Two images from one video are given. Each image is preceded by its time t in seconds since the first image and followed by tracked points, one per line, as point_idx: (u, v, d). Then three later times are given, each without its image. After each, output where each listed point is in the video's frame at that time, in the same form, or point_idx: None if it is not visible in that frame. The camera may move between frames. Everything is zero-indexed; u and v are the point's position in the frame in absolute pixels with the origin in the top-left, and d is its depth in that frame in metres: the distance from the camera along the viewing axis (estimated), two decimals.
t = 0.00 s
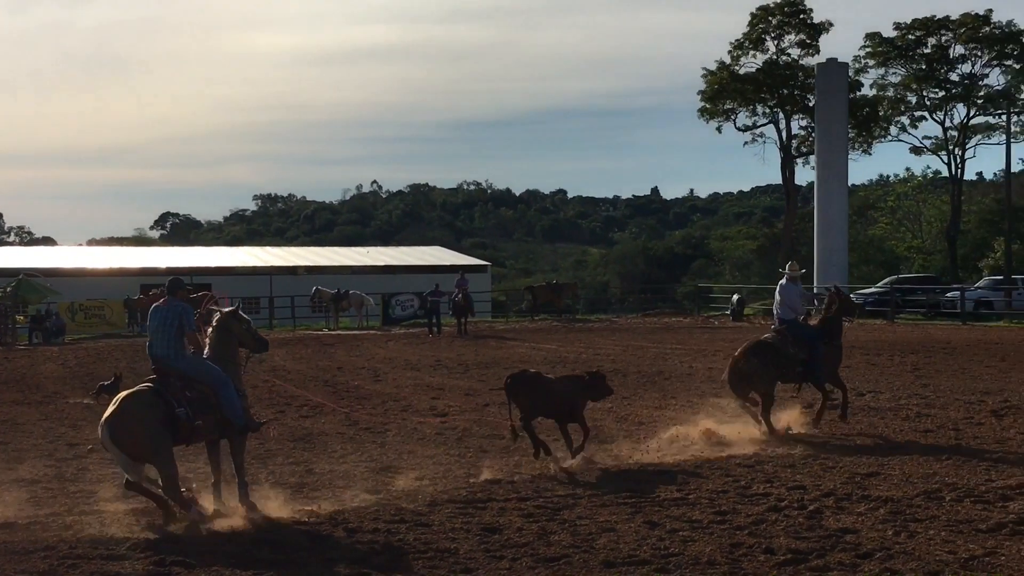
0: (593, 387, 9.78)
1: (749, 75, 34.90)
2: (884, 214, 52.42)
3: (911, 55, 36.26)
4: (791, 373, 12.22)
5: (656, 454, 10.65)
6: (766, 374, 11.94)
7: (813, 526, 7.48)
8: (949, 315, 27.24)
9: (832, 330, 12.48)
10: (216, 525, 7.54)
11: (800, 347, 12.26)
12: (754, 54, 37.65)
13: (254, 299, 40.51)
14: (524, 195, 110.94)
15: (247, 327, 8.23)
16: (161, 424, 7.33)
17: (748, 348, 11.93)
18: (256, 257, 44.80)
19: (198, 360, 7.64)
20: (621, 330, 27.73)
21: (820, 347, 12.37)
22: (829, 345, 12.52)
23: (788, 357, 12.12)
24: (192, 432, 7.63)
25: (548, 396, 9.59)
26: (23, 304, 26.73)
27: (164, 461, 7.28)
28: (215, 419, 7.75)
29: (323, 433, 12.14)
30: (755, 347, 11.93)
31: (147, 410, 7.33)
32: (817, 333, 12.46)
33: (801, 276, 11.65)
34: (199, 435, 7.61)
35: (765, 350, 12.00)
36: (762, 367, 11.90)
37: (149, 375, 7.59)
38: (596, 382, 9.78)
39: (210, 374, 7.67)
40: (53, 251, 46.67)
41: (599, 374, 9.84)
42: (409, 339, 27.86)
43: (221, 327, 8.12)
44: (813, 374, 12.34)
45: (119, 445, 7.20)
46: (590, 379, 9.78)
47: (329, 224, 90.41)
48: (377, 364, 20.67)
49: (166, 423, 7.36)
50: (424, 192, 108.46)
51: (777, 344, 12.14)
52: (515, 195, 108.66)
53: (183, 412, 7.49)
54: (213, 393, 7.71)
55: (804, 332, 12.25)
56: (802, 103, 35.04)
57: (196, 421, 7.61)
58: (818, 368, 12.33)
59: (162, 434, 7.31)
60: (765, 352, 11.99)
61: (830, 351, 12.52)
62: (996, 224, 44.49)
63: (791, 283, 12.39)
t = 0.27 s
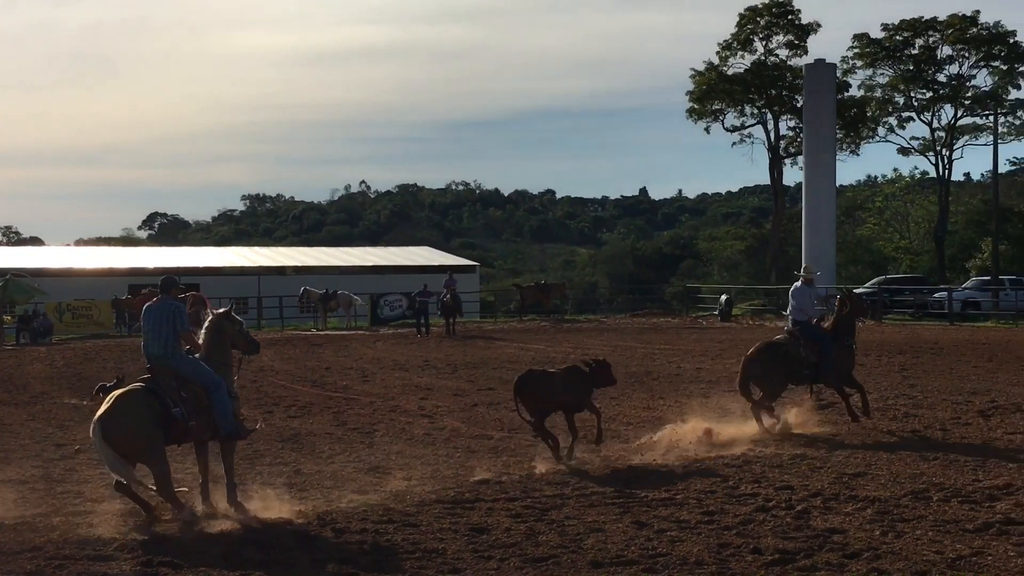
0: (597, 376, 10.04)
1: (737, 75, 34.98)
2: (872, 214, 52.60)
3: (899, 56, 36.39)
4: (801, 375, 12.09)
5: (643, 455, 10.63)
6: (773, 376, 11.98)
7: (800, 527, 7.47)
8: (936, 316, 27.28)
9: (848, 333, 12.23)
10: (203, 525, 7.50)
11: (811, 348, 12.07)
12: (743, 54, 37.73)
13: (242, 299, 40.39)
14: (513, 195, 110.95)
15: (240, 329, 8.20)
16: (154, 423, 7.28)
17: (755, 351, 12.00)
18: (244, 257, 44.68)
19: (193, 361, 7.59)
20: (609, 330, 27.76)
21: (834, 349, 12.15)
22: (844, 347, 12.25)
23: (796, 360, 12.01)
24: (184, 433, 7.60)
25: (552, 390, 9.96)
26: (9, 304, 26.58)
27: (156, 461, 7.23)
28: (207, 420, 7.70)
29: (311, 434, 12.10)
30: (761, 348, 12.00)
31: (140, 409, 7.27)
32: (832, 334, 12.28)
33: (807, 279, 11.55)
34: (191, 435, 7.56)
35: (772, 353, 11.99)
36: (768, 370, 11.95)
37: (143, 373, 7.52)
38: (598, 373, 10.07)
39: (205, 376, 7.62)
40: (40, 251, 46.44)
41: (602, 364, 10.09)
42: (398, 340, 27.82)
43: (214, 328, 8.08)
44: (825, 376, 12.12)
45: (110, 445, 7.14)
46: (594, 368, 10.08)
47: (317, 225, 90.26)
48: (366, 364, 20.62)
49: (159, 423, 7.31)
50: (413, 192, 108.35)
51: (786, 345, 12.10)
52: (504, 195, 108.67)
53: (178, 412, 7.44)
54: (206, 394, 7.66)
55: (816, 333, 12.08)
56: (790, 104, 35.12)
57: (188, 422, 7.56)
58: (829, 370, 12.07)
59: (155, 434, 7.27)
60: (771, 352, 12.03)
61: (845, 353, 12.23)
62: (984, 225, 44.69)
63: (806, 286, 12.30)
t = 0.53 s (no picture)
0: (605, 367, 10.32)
1: (727, 76, 35.02)
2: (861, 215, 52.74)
3: (889, 57, 36.49)
4: (814, 379, 11.73)
5: (633, 456, 10.59)
6: (784, 378, 11.69)
7: (791, 527, 7.46)
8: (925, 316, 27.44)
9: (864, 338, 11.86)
10: (193, 525, 7.45)
11: (824, 352, 11.70)
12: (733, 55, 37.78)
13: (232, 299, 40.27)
14: (504, 196, 110.93)
15: (232, 332, 8.19)
16: (149, 421, 7.22)
17: (768, 352, 11.72)
18: (235, 258, 44.54)
19: (186, 361, 7.56)
20: (600, 331, 27.76)
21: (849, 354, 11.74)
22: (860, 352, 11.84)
23: (808, 363, 11.67)
24: (176, 434, 7.54)
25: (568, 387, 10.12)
26: None
27: (151, 460, 7.17)
28: (199, 422, 7.66)
29: (301, 434, 12.05)
30: (773, 351, 11.72)
31: (135, 407, 7.21)
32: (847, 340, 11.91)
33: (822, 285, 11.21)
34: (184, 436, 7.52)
35: (785, 355, 11.69)
36: (779, 372, 11.65)
37: (136, 372, 7.48)
38: (606, 362, 10.35)
39: (198, 379, 7.61)
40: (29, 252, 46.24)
41: (607, 355, 10.39)
42: (388, 340, 27.76)
43: (206, 330, 8.06)
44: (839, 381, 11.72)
45: (103, 444, 7.07)
46: (599, 358, 10.39)
47: (307, 225, 90.11)
48: (356, 365, 20.56)
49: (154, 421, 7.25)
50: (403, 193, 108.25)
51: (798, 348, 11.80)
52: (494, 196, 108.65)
53: (171, 411, 7.39)
54: (199, 395, 7.64)
55: (831, 337, 11.70)
56: (780, 105, 35.19)
57: (182, 422, 7.51)
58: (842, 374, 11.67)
59: (150, 432, 7.21)
60: (783, 354, 11.71)
61: (861, 358, 11.82)
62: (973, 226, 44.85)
63: (822, 291, 11.96)
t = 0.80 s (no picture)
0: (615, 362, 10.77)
1: (719, 77, 35.08)
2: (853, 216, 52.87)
3: (880, 58, 36.59)
4: (827, 384, 11.72)
5: (624, 456, 10.58)
6: (795, 381, 11.70)
7: (782, 527, 7.46)
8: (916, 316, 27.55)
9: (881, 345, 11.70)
10: (184, 525, 7.42)
11: (838, 358, 11.62)
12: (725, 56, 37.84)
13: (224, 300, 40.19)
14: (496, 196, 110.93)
15: (225, 334, 8.16)
16: (143, 422, 7.18)
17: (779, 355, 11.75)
18: (226, 258, 44.46)
19: (179, 361, 7.53)
20: (592, 331, 27.77)
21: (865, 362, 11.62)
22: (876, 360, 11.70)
23: (820, 369, 11.64)
24: (169, 434, 7.49)
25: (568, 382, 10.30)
26: None
27: (145, 461, 7.13)
28: (192, 423, 7.61)
29: (293, 435, 12.03)
30: (785, 353, 11.73)
31: (129, 407, 7.17)
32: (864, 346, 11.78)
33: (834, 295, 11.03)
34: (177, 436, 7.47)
35: (797, 359, 11.69)
36: (790, 377, 11.69)
37: (129, 372, 7.43)
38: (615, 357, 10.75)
39: (192, 378, 7.58)
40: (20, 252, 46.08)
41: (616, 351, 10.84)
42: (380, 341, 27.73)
43: (199, 331, 8.03)
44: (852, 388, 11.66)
45: (96, 445, 7.04)
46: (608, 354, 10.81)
47: (299, 226, 89.98)
48: (348, 365, 20.53)
49: (148, 421, 7.21)
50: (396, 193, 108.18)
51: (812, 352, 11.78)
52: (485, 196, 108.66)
53: (165, 411, 7.34)
54: (192, 396, 7.60)
55: (846, 345, 11.57)
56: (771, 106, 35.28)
57: (175, 423, 7.47)
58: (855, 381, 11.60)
59: (144, 432, 7.17)
60: (796, 358, 11.71)
61: (876, 366, 11.70)
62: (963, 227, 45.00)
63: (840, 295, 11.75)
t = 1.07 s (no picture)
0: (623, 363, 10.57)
1: (711, 78, 35.11)
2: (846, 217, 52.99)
3: (873, 60, 36.67)
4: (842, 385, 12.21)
5: (617, 456, 10.58)
6: (811, 381, 12.14)
7: (774, 527, 7.46)
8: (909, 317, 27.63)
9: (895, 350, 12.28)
10: (177, 525, 7.39)
11: (855, 361, 12.14)
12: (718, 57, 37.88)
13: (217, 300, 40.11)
14: (489, 197, 110.89)
15: (217, 334, 8.13)
16: (135, 421, 7.15)
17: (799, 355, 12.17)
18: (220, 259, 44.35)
19: (171, 361, 7.50)
20: (586, 332, 27.78)
21: (879, 366, 12.20)
22: (889, 364, 12.29)
23: (837, 370, 12.09)
24: (162, 434, 7.44)
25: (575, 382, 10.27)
26: None
27: (137, 462, 7.09)
28: (184, 423, 7.57)
29: (286, 435, 12.01)
30: (803, 353, 12.16)
31: (122, 406, 7.14)
32: (878, 351, 12.35)
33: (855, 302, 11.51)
34: (168, 438, 7.43)
35: (816, 360, 12.13)
36: (809, 378, 12.12)
37: (122, 372, 7.40)
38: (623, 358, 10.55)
39: (185, 379, 7.55)
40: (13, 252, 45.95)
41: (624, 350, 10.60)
42: (374, 341, 27.70)
43: (191, 331, 8.00)
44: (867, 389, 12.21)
45: (89, 448, 7.01)
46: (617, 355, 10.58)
47: (292, 226, 89.85)
48: (341, 366, 20.50)
49: (141, 422, 7.18)
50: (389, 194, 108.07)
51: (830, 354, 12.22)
52: (479, 197, 108.68)
53: (157, 411, 7.31)
54: (184, 396, 7.57)
55: (864, 348, 12.10)
56: (765, 106, 35.35)
57: (167, 423, 7.43)
58: (871, 384, 12.15)
59: (137, 432, 7.14)
60: (813, 358, 12.21)
61: (890, 370, 12.27)
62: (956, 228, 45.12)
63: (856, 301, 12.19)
